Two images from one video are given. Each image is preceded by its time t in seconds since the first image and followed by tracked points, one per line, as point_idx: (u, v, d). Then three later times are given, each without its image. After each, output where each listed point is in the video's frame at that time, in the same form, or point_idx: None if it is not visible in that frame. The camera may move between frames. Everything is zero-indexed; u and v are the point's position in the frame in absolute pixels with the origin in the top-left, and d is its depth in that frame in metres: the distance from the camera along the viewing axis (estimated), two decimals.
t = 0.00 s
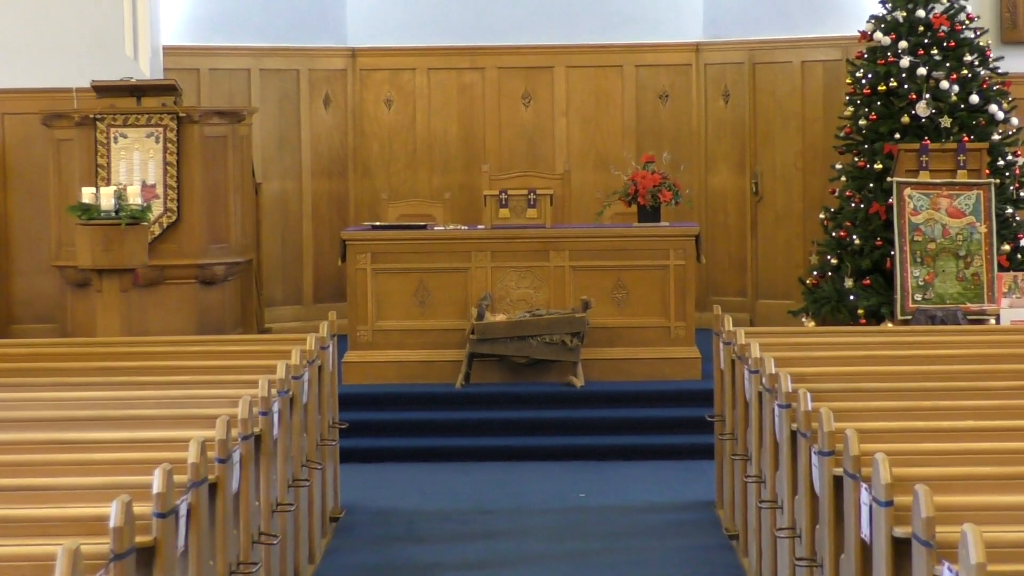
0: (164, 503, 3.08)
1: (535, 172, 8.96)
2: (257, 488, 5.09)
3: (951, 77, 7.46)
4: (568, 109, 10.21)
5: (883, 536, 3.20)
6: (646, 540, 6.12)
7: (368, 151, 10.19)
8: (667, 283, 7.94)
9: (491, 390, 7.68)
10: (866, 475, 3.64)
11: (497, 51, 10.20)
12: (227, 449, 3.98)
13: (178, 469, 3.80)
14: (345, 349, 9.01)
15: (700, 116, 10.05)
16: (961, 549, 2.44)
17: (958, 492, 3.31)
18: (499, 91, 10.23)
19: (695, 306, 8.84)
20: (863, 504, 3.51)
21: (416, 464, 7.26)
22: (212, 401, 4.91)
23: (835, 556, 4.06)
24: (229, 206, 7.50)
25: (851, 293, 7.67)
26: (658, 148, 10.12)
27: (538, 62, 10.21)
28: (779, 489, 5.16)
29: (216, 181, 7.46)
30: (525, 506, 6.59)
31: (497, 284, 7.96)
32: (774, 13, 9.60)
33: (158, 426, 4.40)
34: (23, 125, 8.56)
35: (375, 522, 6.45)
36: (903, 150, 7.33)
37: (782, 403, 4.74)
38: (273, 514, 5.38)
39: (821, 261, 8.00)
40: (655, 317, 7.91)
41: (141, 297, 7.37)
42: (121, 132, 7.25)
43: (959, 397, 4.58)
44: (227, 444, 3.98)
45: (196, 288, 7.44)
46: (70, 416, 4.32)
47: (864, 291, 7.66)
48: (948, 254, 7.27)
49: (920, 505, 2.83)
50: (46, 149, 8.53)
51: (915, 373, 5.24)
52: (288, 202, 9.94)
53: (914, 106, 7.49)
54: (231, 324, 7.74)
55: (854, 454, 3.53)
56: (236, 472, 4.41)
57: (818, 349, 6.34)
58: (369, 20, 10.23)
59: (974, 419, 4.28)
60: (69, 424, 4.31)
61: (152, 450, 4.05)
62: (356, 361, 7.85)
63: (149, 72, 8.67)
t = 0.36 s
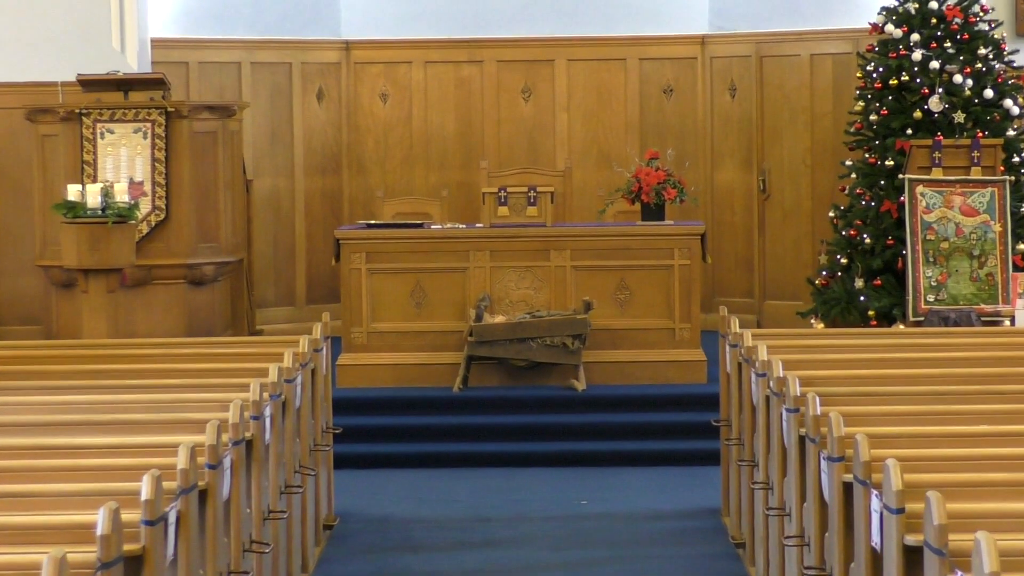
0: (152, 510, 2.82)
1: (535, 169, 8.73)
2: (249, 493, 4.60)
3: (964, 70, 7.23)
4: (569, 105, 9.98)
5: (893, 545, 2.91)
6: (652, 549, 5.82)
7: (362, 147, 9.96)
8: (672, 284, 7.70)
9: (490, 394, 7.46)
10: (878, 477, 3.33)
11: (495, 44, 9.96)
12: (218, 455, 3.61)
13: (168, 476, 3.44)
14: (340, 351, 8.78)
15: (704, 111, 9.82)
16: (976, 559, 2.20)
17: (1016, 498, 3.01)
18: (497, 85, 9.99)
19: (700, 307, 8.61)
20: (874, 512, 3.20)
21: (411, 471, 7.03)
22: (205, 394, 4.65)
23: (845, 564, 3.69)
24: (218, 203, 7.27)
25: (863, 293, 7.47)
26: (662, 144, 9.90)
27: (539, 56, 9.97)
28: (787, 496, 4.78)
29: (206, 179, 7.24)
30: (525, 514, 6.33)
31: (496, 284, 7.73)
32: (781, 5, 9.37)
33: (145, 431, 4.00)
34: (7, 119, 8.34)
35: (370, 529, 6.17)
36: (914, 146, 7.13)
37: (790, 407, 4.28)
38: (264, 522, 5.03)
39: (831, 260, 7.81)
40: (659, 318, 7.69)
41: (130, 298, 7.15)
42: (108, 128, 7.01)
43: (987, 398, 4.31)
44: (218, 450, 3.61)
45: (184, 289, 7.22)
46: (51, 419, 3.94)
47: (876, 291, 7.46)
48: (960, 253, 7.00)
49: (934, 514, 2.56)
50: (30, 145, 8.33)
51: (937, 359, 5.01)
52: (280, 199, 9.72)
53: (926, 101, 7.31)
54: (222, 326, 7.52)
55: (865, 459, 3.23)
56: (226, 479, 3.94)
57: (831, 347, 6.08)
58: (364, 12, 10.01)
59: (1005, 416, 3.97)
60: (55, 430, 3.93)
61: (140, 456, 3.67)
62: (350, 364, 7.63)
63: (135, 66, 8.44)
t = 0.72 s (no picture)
0: (153, 511, 2.82)
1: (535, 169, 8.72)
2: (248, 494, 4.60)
3: (964, 70, 7.23)
4: (569, 105, 9.98)
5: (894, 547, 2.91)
6: (651, 549, 5.82)
7: (362, 147, 9.96)
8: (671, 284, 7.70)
9: (490, 394, 7.46)
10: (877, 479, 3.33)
11: (495, 44, 9.96)
12: (218, 455, 3.61)
13: (168, 476, 3.44)
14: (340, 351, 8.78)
15: (705, 111, 9.82)
16: (975, 559, 2.20)
17: (1016, 498, 3.01)
18: (497, 85, 9.99)
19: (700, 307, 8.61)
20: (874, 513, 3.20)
21: (411, 471, 7.03)
22: (205, 394, 4.65)
23: (845, 564, 3.69)
24: (218, 203, 7.27)
25: (863, 294, 7.47)
26: (662, 144, 9.90)
27: (539, 56, 9.97)
28: (787, 496, 4.78)
29: (207, 179, 7.24)
30: (524, 513, 6.34)
31: (496, 284, 7.73)
32: (781, 4, 9.38)
33: (145, 432, 4.00)
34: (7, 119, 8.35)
35: (371, 529, 6.19)
36: (914, 147, 7.13)
37: (790, 408, 4.28)
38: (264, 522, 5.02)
39: (832, 260, 7.81)
40: (659, 319, 7.68)
41: (130, 299, 7.17)
42: (107, 128, 7.02)
43: (988, 397, 4.32)
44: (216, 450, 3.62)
45: (184, 289, 7.23)
46: (51, 419, 3.94)
47: (876, 291, 7.46)
48: (960, 254, 7.00)
49: (933, 514, 2.55)
50: (29, 146, 8.34)
51: (937, 358, 5.01)
52: (279, 199, 9.72)
53: (925, 101, 7.32)
54: (222, 327, 7.52)
55: (865, 459, 3.23)
56: (225, 479, 3.93)
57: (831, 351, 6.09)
58: (364, 13, 10.02)
59: (1006, 416, 3.97)
60: (53, 430, 3.92)
61: (139, 456, 3.67)
62: (350, 364, 7.63)
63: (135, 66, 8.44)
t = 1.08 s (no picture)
0: (153, 511, 2.82)
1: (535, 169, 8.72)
2: (248, 494, 4.59)
3: (965, 71, 7.23)
4: (569, 105, 9.98)
5: (895, 549, 2.90)
6: (651, 550, 5.82)
7: (362, 147, 9.97)
8: (672, 285, 7.70)
9: (490, 395, 7.46)
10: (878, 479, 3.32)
11: (495, 45, 9.96)
12: (218, 456, 3.60)
13: (168, 476, 3.44)
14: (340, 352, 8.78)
15: (705, 111, 9.82)
16: (977, 557, 2.19)
17: (1018, 499, 3.00)
18: (497, 85, 9.99)
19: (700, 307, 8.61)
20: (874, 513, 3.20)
21: (412, 471, 7.03)
22: (205, 394, 4.65)
23: (845, 564, 3.69)
24: (219, 204, 7.27)
25: (863, 294, 7.47)
26: (662, 144, 9.90)
27: (539, 56, 9.97)
28: (787, 496, 4.78)
29: (207, 179, 7.24)
30: (524, 514, 6.34)
31: (496, 285, 7.73)
32: (781, 4, 9.38)
33: (145, 432, 4.01)
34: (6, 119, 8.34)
35: (372, 529, 6.19)
36: (914, 147, 7.14)
37: (790, 408, 4.27)
38: (264, 522, 5.02)
39: (832, 261, 7.81)
40: (659, 319, 7.68)
41: (129, 299, 7.15)
42: (108, 129, 7.02)
43: (989, 397, 4.32)
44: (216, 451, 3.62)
45: (184, 289, 7.23)
46: (50, 420, 3.93)
47: (876, 292, 7.46)
48: (960, 254, 7.00)
49: (934, 513, 2.55)
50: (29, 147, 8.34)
51: (938, 360, 5.00)
52: (279, 200, 9.72)
53: (925, 101, 7.33)
54: (222, 327, 7.52)
55: (865, 460, 3.23)
56: (226, 479, 3.93)
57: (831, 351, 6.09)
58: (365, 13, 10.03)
59: (1007, 417, 3.97)
60: (51, 430, 3.92)
61: (139, 457, 3.67)
62: (351, 365, 7.63)
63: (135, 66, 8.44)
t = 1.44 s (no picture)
0: (153, 511, 2.82)
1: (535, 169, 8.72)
2: (248, 494, 4.59)
3: (965, 71, 7.23)
4: (569, 105, 9.98)
5: (894, 548, 2.90)
6: (652, 550, 5.82)
7: (362, 147, 9.97)
8: (672, 285, 7.70)
9: (490, 395, 7.46)
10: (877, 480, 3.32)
11: (495, 45, 9.96)
12: (218, 456, 3.61)
13: (168, 476, 3.44)
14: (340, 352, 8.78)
15: (705, 111, 9.81)
16: (976, 557, 2.20)
17: (1019, 499, 3.00)
18: (498, 85, 9.99)
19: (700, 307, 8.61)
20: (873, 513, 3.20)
21: (412, 472, 7.03)
22: (205, 394, 4.65)
23: (846, 563, 3.69)
24: (218, 204, 7.27)
25: (863, 294, 7.47)
26: (662, 145, 9.90)
27: (539, 56, 9.97)
28: (787, 496, 4.78)
29: (207, 179, 7.24)
30: (523, 514, 6.34)
31: (496, 285, 7.73)
32: (781, 4, 9.38)
33: (144, 433, 4.01)
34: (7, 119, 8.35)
35: (372, 529, 6.19)
36: (914, 147, 7.14)
37: (790, 408, 4.27)
38: (264, 522, 5.02)
39: (832, 261, 7.81)
40: (659, 319, 7.68)
41: (130, 299, 7.16)
42: (107, 129, 7.02)
43: (988, 397, 4.32)
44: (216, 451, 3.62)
45: (184, 289, 7.23)
46: (50, 420, 3.93)
47: (876, 292, 7.46)
48: (960, 254, 7.00)
49: (934, 514, 2.55)
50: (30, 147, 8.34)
51: (938, 360, 5.00)
52: (278, 200, 9.72)
53: (925, 101, 7.33)
54: (222, 327, 7.53)
55: (865, 460, 3.23)
56: (226, 479, 3.93)
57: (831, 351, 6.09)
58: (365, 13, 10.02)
59: (1007, 417, 3.97)
60: (51, 431, 3.92)
61: (138, 457, 3.67)
62: (351, 365, 7.63)
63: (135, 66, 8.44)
